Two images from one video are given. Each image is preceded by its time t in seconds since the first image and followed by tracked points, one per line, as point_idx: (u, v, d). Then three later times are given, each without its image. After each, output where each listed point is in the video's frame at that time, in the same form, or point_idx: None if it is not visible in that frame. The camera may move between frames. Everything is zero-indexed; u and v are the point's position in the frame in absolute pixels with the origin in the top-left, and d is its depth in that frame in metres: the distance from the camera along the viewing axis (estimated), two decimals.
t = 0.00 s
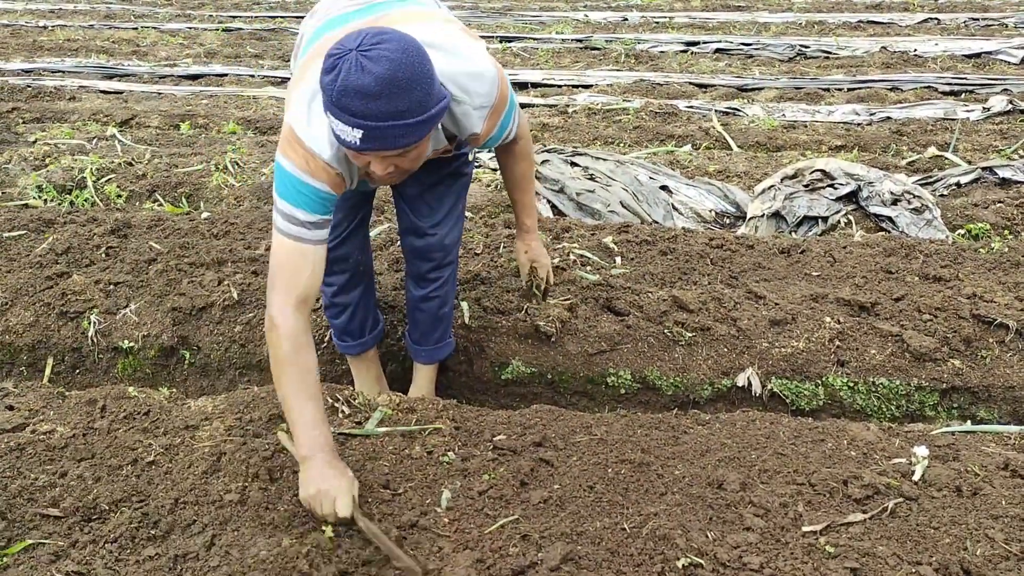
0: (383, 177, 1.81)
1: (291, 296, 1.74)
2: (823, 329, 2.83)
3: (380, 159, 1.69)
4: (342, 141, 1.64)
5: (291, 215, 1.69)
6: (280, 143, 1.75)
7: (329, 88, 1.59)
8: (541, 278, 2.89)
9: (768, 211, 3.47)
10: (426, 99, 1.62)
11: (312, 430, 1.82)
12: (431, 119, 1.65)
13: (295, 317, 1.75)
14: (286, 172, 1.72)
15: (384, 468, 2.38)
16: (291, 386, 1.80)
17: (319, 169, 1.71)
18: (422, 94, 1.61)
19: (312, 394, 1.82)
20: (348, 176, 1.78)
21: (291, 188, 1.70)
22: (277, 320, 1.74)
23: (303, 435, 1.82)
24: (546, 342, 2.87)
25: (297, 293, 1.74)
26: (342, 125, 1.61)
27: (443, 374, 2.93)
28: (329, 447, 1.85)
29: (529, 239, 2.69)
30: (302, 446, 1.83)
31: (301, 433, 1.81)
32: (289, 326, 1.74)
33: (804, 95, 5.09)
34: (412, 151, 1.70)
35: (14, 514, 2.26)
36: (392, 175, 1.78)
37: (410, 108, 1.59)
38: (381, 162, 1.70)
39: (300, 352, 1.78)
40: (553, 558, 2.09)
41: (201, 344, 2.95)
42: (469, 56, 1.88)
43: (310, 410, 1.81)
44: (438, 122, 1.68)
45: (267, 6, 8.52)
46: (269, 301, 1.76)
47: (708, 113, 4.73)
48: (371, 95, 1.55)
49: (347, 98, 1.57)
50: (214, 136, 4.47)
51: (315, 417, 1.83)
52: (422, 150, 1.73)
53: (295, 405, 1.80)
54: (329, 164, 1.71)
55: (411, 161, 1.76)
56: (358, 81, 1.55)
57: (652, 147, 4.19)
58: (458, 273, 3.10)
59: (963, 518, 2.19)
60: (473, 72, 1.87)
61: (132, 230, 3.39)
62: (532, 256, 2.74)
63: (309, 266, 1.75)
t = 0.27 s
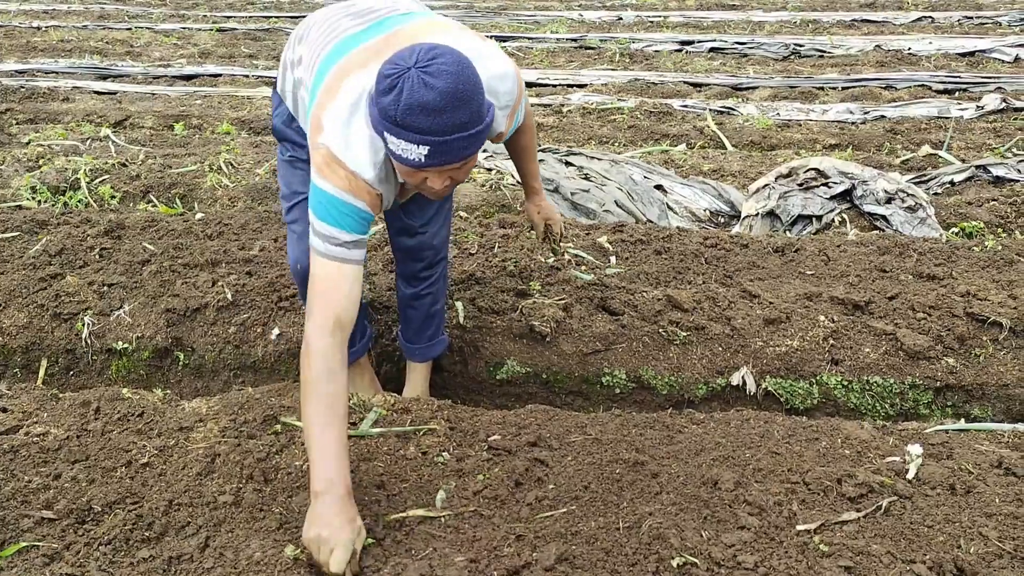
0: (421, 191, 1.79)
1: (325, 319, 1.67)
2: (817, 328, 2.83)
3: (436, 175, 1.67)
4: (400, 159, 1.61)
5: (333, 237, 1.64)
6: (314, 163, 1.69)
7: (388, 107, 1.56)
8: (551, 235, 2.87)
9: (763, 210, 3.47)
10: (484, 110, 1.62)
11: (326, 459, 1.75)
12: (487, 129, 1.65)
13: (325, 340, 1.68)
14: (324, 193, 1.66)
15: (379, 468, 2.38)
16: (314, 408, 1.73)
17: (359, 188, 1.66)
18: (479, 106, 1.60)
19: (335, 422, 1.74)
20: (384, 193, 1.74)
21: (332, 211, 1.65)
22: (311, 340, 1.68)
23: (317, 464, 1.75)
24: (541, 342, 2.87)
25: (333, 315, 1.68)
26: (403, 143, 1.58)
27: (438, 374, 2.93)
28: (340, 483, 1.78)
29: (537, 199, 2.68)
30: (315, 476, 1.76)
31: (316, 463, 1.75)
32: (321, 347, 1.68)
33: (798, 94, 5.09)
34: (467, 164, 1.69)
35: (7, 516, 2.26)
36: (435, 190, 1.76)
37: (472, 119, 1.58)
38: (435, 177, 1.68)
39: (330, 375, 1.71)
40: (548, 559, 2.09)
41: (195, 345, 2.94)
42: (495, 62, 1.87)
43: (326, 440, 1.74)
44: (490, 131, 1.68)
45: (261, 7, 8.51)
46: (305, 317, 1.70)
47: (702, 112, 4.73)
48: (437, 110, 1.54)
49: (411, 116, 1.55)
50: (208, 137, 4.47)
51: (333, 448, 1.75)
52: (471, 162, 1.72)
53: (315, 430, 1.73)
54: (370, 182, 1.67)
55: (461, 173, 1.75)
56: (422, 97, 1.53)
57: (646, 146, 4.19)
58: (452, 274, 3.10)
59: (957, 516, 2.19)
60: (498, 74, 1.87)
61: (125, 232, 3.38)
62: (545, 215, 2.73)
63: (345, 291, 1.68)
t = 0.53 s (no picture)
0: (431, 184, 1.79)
1: (327, 300, 1.65)
2: (810, 325, 2.83)
3: (453, 166, 1.67)
4: (419, 150, 1.61)
5: (343, 223, 1.61)
6: (321, 153, 1.67)
7: (408, 99, 1.55)
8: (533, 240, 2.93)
9: (756, 207, 3.47)
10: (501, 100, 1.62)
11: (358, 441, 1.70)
12: (504, 119, 1.66)
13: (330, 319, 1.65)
14: (332, 180, 1.64)
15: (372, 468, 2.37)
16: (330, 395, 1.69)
17: (371, 176, 1.66)
18: (497, 97, 1.61)
19: (354, 402, 1.70)
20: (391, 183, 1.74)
21: (342, 196, 1.62)
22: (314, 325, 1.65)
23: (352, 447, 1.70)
24: (534, 341, 2.87)
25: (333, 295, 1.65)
26: (424, 135, 1.58)
27: (432, 374, 2.92)
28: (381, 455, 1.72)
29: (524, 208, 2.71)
30: (353, 457, 1.70)
31: (353, 444, 1.69)
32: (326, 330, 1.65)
33: (791, 91, 5.09)
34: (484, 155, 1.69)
35: None
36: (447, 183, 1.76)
37: (492, 110, 1.59)
38: (452, 169, 1.68)
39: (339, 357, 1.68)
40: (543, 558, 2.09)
41: (188, 346, 2.93)
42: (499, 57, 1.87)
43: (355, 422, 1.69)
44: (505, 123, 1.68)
45: (254, 7, 8.49)
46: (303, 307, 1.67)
47: (695, 110, 4.73)
48: (459, 101, 1.54)
49: (432, 108, 1.54)
50: (201, 137, 4.45)
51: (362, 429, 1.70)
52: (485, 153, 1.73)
53: (340, 414, 1.69)
54: (381, 172, 1.66)
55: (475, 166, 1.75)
56: (444, 88, 1.53)
57: (640, 144, 4.18)
58: (445, 273, 3.09)
59: (950, 512, 2.20)
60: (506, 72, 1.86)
61: (117, 233, 3.37)
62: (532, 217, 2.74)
63: (347, 268, 1.66)
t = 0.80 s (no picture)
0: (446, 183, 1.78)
1: (348, 305, 1.60)
2: (806, 320, 2.84)
3: (474, 164, 1.67)
4: (444, 148, 1.61)
5: (361, 229, 1.58)
6: (336, 156, 1.64)
7: (436, 96, 1.55)
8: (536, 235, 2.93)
9: (751, 203, 3.47)
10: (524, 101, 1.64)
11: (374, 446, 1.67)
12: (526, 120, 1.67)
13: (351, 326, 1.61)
14: (349, 184, 1.61)
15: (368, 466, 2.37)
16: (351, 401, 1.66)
17: (387, 180, 1.63)
18: (521, 97, 1.62)
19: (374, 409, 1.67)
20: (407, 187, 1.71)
21: (359, 201, 1.59)
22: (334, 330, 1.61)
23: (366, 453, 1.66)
24: (530, 338, 2.87)
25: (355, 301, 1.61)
26: (450, 133, 1.58)
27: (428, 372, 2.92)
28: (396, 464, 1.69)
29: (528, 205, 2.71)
30: (366, 463, 1.67)
31: (365, 450, 1.66)
32: (348, 336, 1.61)
33: (786, 87, 5.10)
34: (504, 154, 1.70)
35: None
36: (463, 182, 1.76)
37: (517, 110, 1.60)
38: (473, 168, 1.68)
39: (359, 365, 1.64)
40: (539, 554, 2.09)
41: (184, 345, 2.93)
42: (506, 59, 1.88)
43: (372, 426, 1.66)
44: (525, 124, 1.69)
45: (249, 5, 8.47)
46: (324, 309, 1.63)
47: (690, 107, 4.73)
48: (488, 100, 1.54)
49: (461, 105, 1.55)
50: (196, 136, 4.45)
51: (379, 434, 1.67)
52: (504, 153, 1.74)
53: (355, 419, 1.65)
54: (397, 174, 1.64)
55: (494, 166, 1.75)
56: (473, 86, 1.53)
57: (635, 141, 4.18)
58: (441, 271, 3.09)
59: (945, 506, 2.20)
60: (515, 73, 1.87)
61: (112, 232, 3.37)
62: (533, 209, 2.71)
63: (368, 274, 1.62)
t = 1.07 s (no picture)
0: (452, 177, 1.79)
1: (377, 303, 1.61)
2: (806, 315, 2.84)
3: (479, 158, 1.67)
4: (448, 142, 1.60)
5: (374, 223, 1.60)
6: (342, 154, 1.67)
7: (438, 90, 1.55)
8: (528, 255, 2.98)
9: (751, 198, 3.47)
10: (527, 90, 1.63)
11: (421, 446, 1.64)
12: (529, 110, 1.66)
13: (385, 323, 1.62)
14: (356, 181, 1.64)
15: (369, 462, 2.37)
16: (391, 403, 1.64)
17: (394, 174, 1.65)
18: (524, 87, 1.61)
19: (417, 408, 1.65)
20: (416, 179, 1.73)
21: (368, 196, 1.62)
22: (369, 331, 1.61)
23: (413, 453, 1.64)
24: (531, 334, 2.86)
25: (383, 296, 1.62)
26: (453, 126, 1.57)
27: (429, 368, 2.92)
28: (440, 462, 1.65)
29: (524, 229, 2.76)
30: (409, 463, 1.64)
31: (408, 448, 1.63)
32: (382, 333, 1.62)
33: (786, 82, 5.09)
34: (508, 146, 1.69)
35: None
36: (470, 175, 1.76)
37: (521, 100, 1.59)
38: (478, 161, 1.68)
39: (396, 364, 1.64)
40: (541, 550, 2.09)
41: (184, 342, 2.92)
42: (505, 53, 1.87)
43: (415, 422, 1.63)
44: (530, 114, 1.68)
45: (247, 2, 8.46)
46: (354, 315, 1.63)
47: (690, 102, 4.73)
48: (490, 91, 1.54)
49: (463, 98, 1.54)
50: (195, 133, 4.44)
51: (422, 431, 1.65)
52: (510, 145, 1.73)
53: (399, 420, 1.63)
54: (404, 169, 1.66)
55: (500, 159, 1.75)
56: (474, 78, 1.53)
57: (635, 136, 4.18)
58: (441, 267, 3.09)
59: (947, 499, 2.20)
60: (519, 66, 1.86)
61: (112, 230, 3.36)
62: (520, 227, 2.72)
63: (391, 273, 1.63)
